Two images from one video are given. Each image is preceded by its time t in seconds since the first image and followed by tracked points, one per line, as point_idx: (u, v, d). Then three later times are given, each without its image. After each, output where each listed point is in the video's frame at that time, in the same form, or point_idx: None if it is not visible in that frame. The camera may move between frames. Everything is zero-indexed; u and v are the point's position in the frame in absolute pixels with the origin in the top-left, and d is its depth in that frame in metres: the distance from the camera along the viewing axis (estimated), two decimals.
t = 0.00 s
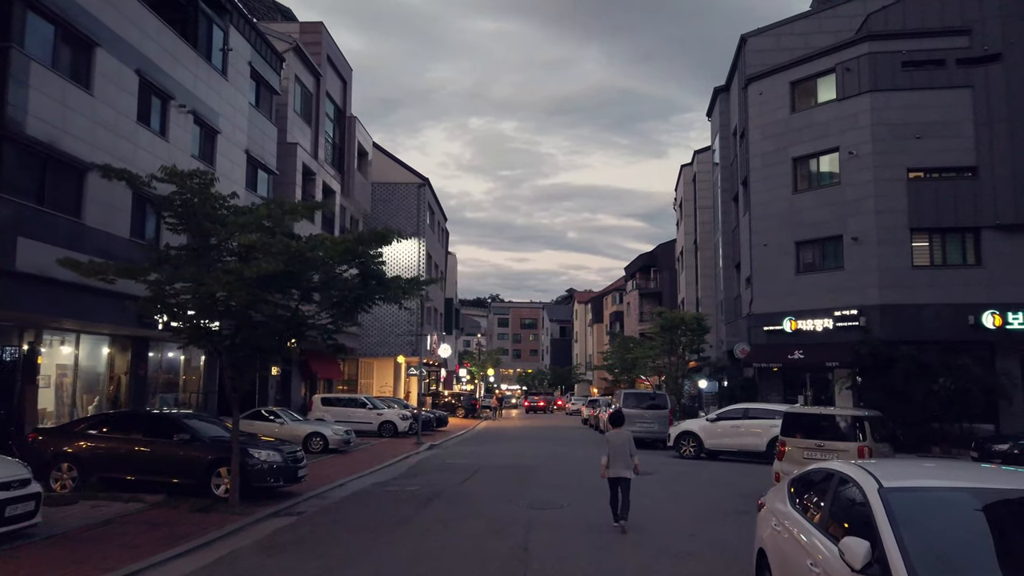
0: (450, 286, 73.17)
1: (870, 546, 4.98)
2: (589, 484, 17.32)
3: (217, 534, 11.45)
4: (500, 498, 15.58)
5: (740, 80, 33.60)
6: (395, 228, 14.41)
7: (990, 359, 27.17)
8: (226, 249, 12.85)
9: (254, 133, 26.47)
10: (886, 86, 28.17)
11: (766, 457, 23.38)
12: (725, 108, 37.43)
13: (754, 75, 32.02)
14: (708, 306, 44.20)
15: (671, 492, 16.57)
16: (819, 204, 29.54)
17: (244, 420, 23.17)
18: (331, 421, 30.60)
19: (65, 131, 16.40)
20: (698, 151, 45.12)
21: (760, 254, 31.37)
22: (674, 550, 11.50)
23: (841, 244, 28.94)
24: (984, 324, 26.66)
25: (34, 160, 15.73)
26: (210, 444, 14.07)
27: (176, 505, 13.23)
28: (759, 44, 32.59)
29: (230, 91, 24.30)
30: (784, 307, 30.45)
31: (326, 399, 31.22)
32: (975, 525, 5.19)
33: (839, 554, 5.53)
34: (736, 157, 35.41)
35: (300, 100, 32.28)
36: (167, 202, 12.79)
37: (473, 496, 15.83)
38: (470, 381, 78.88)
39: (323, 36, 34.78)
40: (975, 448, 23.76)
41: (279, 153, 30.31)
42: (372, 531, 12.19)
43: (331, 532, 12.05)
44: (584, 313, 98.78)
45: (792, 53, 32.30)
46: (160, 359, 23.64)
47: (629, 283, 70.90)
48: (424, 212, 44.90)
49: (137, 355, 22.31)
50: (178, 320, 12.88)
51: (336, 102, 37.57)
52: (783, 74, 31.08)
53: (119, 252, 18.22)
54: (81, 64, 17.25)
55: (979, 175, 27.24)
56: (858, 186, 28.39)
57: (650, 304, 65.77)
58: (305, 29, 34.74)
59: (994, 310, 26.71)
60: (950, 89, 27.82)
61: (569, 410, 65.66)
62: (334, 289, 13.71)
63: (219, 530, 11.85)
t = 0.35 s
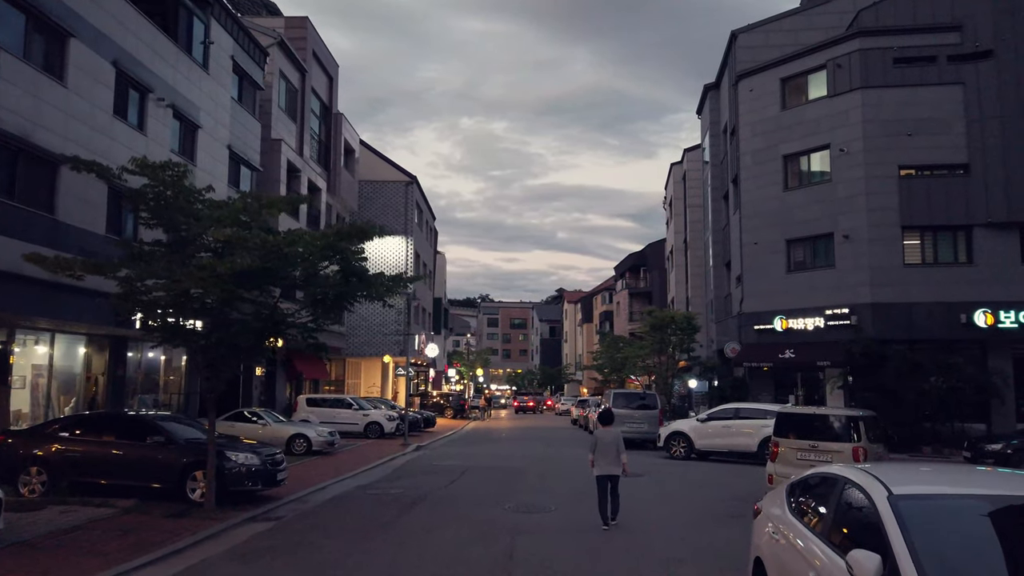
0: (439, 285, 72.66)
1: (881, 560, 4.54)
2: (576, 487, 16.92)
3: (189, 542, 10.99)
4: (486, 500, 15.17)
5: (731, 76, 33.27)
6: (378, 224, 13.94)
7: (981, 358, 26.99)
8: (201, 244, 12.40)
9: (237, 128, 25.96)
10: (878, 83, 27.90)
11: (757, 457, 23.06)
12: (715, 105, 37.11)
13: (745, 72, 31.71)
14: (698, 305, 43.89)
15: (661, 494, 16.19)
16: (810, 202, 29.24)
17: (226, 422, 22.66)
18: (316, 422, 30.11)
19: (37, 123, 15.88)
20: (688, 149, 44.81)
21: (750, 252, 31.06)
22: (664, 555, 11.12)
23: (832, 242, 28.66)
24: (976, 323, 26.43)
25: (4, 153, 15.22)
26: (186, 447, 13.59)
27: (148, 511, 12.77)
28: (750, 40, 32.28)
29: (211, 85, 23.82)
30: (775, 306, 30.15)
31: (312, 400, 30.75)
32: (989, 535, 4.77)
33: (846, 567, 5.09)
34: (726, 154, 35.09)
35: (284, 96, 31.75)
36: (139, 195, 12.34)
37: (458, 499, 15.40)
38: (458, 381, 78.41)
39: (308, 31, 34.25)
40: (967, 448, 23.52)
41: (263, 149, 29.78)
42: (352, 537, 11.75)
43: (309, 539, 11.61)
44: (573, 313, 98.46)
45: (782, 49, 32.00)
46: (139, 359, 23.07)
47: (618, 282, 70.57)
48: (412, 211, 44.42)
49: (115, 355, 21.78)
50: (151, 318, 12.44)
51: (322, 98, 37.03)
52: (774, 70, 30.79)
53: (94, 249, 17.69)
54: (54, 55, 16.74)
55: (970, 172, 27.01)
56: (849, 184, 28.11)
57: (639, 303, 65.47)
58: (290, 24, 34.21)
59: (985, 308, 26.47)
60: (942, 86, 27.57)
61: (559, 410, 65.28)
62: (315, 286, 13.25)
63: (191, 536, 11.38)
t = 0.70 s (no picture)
0: (428, 284, 72.23)
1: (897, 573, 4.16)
2: (566, 488, 16.57)
3: (163, 547, 10.57)
4: (473, 502, 14.81)
5: (722, 73, 33.02)
6: (364, 218, 13.53)
7: (973, 357, 26.83)
8: (178, 238, 12.01)
9: (221, 122, 25.52)
10: (870, 80, 27.71)
11: (749, 457, 22.79)
12: (707, 102, 36.85)
13: (736, 69, 31.47)
14: (688, 304, 43.65)
15: (652, 495, 15.87)
16: (802, 199, 29.01)
17: (209, 422, 22.20)
18: (303, 422, 29.67)
19: (12, 114, 15.45)
20: (679, 147, 44.58)
21: (741, 250, 30.81)
22: (657, 559, 10.79)
23: (823, 240, 28.43)
24: (968, 321, 26.24)
25: None
26: (163, 447, 13.17)
27: (123, 514, 12.37)
28: (741, 37, 32.03)
29: (194, 78, 23.39)
30: (766, 305, 29.89)
31: (298, 400, 30.32)
32: (1009, 545, 4.41)
33: None
34: (717, 152, 34.85)
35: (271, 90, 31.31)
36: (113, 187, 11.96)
37: (445, 500, 15.03)
38: (447, 381, 77.99)
39: (295, 26, 33.81)
40: (960, 447, 23.34)
41: (249, 144, 29.31)
42: (334, 540, 11.38)
43: (290, 542, 11.23)
44: (563, 313, 98.18)
45: (774, 46, 31.76)
46: (121, 358, 22.43)
47: (608, 282, 70.35)
48: (400, 209, 44.02)
49: (95, 354, 21.32)
50: (126, 315, 12.05)
51: (309, 94, 36.57)
52: (765, 67, 30.55)
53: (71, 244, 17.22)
54: (31, 44, 16.30)
55: (963, 170, 26.84)
56: (841, 181, 27.89)
57: (629, 302, 65.24)
58: (277, 18, 33.75)
59: (978, 307, 26.29)
60: (934, 83, 27.39)
61: (548, 409, 64.97)
62: (298, 282, 12.84)
63: (166, 541, 10.96)
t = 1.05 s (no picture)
0: (417, 284, 71.74)
1: None
2: (554, 491, 16.19)
3: (131, 555, 10.13)
4: (458, 506, 14.41)
5: (712, 71, 32.74)
6: (345, 214, 13.14)
7: (964, 357, 26.60)
8: (150, 233, 11.59)
9: (203, 118, 25.05)
10: (861, 77, 27.47)
11: (739, 458, 22.49)
12: (696, 100, 36.59)
13: (726, 66, 31.19)
14: (678, 304, 43.39)
15: (641, 498, 15.52)
16: (792, 198, 28.74)
17: (189, 424, 21.72)
18: (287, 423, 29.21)
19: None
20: (669, 146, 44.32)
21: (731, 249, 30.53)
22: (646, 565, 10.43)
23: (814, 239, 28.18)
24: (960, 321, 26.01)
25: None
26: (137, 450, 12.72)
27: (93, 520, 11.93)
28: (731, 35, 31.75)
29: (175, 72, 22.96)
30: (756, 304, 29.61)
31: (282, 400, 29.86)
32: None
33: None
34: (707, 150, 34.58)
35: (255, 86, 30.84)
36: (83, 180, 11.51)
37: (428, 504, 14.63)
38: (436, 381, 77.54)
39: (281, 21, 33.35)
40: (952, 448, 23.10)
41: (232, 141, 28.81)
42: (311, 548, 10.94)
43: (265, 550, 10.79)
44: (553, 312, 97.94)
45: (764, 44, 31.50)
46: (99, 358, 22.02)
47: (598, 281, 70.11)
48: (388, 207, 43.58)
49: (72, 354, 20.80)
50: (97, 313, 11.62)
51: (295, 90, 36.10)
52: (756, 64, 30.27)
53: (44, 240, 16.71)
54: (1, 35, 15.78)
55: (954, 168, 26.63)
56: (832, 180, 27.63)
57: (619, 302, 65.04)
58: (262, 13, 33.27)
59: (969, 306, 26.04)
60: (925, 82, 27.17)
61: (538, 410, 64.64)
62: (277, 279, 12.44)
63: (135, 549, 10.51)
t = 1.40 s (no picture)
0: (410, 282, 71.27)
1: None
2: (547, 492, 15.80)
3: (103, 560, 9.69)
4: (447, 509, 13.97)
5: (707, 66, 32.40)
6: (329, 206, 12.72)
7: (962, 355, 26.25)
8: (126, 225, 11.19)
9: (189, 111, 24.62)
10: (858, 71, 27.15)
11: (735, 458, 22.11)
12: (691, 96, 36.25)
13: (721, 61, 30.84)
14: (673, 302, 43.01)
15: (636, 499, 15.12)
16: (788, 194, 28.40)
17: (175, 424, 21.24)
18: (276, 423, 28.73)
19: None
20: (663, 143, 43.96)
21: (727, 246, 30.18)
22: (641, 569, 10.02)
23: (810, 236, 27.84)
24: (958, 318, 25.68)
25: None
26: (115, 451, 12.29)
27: (67, 524, 11.48)
28: (726, 29, 31.39)
29: (160, 64, 22.54)
30: (752, 302, 29.25)
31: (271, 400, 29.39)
32: None
33: None
34: (702, 147, 34.24)
35: (244, 81, 30.37)
36: (56, 171, 11.11)
37: (417, 506, 14.19)
38: (430, 381, 77.07)
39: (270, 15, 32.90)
40: (951, 448, 22.76)
41: (220, 136, 28.33)
42: (292, 553, 10.50)
43: (244, 555, 10.35)
44: (547, 312, 97.57)
45: (760, 39, 31.16)
46: (82, 356, 21.56)
47: (592, 280, 69.74)
48: (381, 204, 43.17)
49: (55, 352, 20.22)
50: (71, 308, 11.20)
51: (285, 86, 35.66)
52: (751, 59, 29.93)
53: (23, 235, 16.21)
54: None
55: (951, 164, 26.31)
56: (829, 176, 27.30)
57: (613, 300, 64.70)
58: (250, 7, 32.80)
59: (967, 304, 25.71)
60: (923, 76, 26.85)
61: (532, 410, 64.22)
62: (259, 273, 12.01)
63: (109, 553, 10.07)
